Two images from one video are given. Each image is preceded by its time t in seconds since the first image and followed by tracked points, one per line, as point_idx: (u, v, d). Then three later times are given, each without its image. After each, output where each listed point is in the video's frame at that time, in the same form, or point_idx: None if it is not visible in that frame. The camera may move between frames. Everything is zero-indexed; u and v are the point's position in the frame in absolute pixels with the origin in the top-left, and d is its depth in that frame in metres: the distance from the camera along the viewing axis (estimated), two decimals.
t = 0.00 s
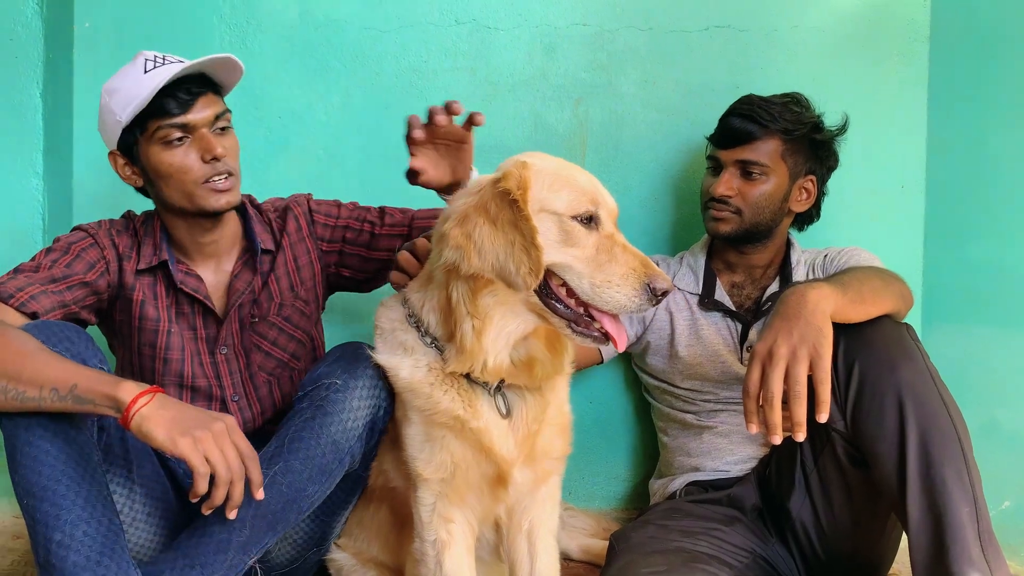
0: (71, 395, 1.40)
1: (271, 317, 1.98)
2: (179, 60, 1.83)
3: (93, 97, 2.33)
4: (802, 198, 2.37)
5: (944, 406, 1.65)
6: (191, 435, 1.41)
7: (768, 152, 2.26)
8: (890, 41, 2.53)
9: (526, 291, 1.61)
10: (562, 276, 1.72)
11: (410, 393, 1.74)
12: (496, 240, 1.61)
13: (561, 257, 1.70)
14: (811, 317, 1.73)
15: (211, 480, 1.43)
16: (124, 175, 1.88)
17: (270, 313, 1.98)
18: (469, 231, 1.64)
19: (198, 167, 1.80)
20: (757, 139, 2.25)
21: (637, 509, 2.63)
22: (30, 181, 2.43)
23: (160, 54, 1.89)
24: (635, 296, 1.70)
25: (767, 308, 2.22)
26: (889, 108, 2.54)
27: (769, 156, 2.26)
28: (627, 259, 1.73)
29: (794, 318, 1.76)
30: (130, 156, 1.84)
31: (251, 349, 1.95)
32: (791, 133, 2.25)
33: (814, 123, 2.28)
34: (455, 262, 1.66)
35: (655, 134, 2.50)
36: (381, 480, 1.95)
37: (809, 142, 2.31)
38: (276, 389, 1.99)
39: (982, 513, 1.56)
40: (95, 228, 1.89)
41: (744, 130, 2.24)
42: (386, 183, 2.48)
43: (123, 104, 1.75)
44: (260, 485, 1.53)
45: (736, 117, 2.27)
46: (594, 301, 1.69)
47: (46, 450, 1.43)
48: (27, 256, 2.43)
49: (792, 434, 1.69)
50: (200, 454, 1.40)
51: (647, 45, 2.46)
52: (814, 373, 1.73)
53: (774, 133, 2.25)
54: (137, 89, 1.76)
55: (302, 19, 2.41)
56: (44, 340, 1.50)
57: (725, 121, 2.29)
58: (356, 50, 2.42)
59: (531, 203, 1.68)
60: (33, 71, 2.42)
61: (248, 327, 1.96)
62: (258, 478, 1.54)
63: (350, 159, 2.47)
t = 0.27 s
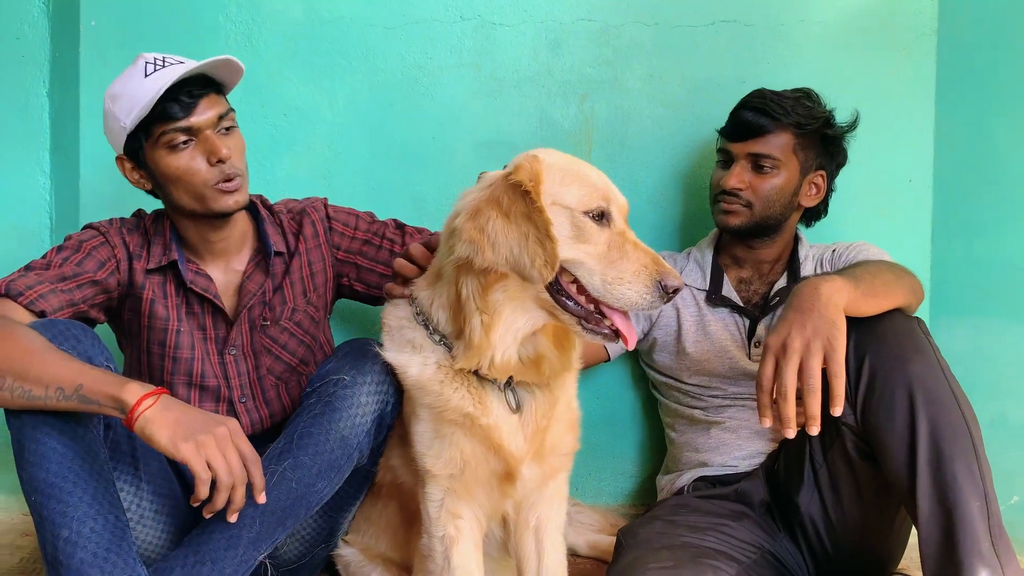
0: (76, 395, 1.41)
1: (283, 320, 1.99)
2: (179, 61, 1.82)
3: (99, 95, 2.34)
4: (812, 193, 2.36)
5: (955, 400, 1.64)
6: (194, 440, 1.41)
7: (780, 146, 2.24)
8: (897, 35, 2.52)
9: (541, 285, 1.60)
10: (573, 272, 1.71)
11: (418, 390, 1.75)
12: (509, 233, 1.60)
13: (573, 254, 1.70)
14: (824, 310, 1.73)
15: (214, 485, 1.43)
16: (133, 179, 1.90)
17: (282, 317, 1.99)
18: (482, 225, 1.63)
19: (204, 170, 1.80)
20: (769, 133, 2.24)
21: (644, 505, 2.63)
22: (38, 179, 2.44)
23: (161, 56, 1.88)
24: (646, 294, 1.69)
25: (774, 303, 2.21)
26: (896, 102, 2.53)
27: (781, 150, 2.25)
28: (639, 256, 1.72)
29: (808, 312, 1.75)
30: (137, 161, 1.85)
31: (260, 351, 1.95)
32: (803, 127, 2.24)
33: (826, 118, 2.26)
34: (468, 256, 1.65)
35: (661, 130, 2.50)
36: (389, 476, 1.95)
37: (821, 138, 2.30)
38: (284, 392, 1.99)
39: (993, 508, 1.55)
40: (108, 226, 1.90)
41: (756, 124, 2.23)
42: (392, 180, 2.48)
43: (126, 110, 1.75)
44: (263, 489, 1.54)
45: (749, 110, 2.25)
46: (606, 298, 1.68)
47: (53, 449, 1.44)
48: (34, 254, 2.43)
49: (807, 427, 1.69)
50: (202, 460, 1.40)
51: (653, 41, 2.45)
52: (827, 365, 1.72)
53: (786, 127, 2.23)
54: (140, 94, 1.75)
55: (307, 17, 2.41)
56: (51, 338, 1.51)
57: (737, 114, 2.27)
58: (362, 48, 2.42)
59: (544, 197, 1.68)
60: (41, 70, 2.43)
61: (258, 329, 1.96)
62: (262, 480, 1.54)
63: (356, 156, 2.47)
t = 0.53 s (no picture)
0: (79, 392, 1.41)
1: (289, 321, 1.99)
2: (199, 58, 1.83)
3: (101, 92, 2.33)
4: (814, 190, 2.36)
5: (957, 397, 1.64)
6: (194, 439, 1.41)
7: (784, 142, 2.24)
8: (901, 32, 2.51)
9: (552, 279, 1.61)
10: (581, 269, 1.72)
11: (424, 385, 1.75)
12: (520, 227, 1.61)
13: (582, 250, 1.71)
14: (826, 308, 1.73)
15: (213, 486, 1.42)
16: (145, 172, 1.89)
17: (289, 318, 2.00)
18: (491, 218, 1.63)
19: (218, 167, 1.80)
20: (773, 129, 2.24)
21: (646, 502, 2.63)
22: (40, 177, 2.44)
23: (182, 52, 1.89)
24: (655, 289, 1.69)
25: (776, 300, 2.21)
26: (899, 99, 2.52)
27: (785, 146, 2.25)
28: (647, 253, 1.73)
29: (809, 309, 1.75)
30: (150, 154, 1.85)
31: (266, 350, 1.95)
32: (807, 124, 2.24)
33: (830, 116, 2.26)
34: (478, 249, 1.65)
35: (663, 127, 2.49)
36: (391, 474, 1.95)
37: (824, 135, 2.30)
38: (288, 392, 2.00)
39: (994, 504, 1.55)
40: (116, 221, 1.90)
41: (760, 120, 2.23)
42: (394, 178, 2.48)
43: (144, 103, 1.76)
44: (263, 489, 1.53)
45: (753, 106, 2.25)
46: (616, 295, 1.69)
47: (58, 445, 1.44)
48: (37, 252, 2.44)
49: (808, 424, 1.69)
50: (201, 459, 1.40)
51: (656, 38, 2.45)
52: (828, 362, 1.72)
53: (790, 123, 2.24)
54: (158, 88, 1.77)
55: (309, 13, 2.41)
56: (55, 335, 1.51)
57: (742, 110, 2.27)
58: (364, 44, 2.42)
59: (554, 193, 1.69)
60: (42, 67, 2.42)
61: (265, 328, 1.96)
62: (263, 481, 1.54)
63: (358, 154, 2.47)
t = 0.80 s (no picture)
0: (85, 389, 1.41)
1: (294, 321, 1.99)
2: (198, 58, 1.83)
3: (102, 91, 2.33)
4: (817, 186, 2.35)
5: (960, 394, 1.64)
6: (199, 439, 1.41)
7: (786, 140, 2.24)
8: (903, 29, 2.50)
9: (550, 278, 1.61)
10: (578, 269, 1.72)
11: (424, 381, 1.74)
12: (520, 225, 1.61)
13: (579, 250, 1.71)
14: (828, 305, 1.73)
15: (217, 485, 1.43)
16: (147, 174, 1.90)
17: (293, 318, 1.99)
18: (491, 214, 1.63)
19: (218, 167, 1.80)
20: (775, 127, 2.23)
21: (648, 500, 2.63)
22: (42, 176, 2.44)
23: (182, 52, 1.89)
24: (652, 292, 1.69)
25: (778, 297, 2.21)
26: (901, 96, 2.52)
27: (786, 144, 2.24)
28: (645, 253, 1.72)
29: (811, 306, 1.75)
30: (152, 156, 1.85)
31: (270, 349, 1.95)
32: (808, 121, 2.24)
33: (831, 112, 2.26)
34: (477, 246, 1.64)
35: (665, 125, 2.49)
36: (392, 472, 1.95)
37: (825, 131, 2.29)
38: (290, 392, 2.00)
39: (997, 502, 1.55)
40: (122, 220, 1.90)
41: (761, 118, 2.23)
42: (395, 177, 2.48)
43: (144, 105, 1.76)
44: (266, 489, 1.53)
45: (754, 105, 2.24)
46: (613, 296, 1.69)
47: (62, 443, 1.44)
48: (39, 251, 2.44)
49: (808, 422, 1.69)
50: (207, 459, 1.41)
51: (657, 35, 2.45)
52: (829, 360, 1.72)
53: (791, 121, 2.23)
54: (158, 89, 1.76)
55: (310, 12, 2.41)
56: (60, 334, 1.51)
57: (743, 109, 2.27)
58: (364, 43, 2.42)
59: (554, 192, 1.69)
60: (44, 66, 2.43)
61: (269, 328, 1.96)
62: (266, 479, 1.54)
63: (359, 152, 2.47)
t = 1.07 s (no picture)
0: (88, 385, 1.41)
1: (292, 319, 1.99)
2: (218, 56, 1.83)
3: (103, 89, 2.33)
4: (819, 183, 2.35)
5: (961, 394, 1.64)
6: (203, 434, 1.41)
7: (788, 140, 2.23)
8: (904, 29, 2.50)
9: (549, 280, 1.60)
10: (578, 271, 1.71)
11: (424, 379, 1.75)
12: (521, 225, 1.60)
13: (579, 252, 1.71)
14: (829, 303, 1.73)
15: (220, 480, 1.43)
16: (154, 165, 1.88)
17: (291, 316, 1.99)
18: (492, 215, 1.64)
19: (229, 165, 1.81)
20: (776, 129, 2.23)
21: (649, 499, 2.63)
22: (43, 175, 2.44)
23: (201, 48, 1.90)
24: (651, 295, 1.69)
25: (779, 297, 2.21)
26: (902, 95, 2.52)
27: (788, 145, 2.23)
28: (645, 257, 1.72)
29: (812, 304, 1.75)
30: (161, 148, 1.84)
31: (269, 348, 1.96)
32: (808, 120, 2.23)
33: (829, 110, 2.24)
34: (477, 246, 1.65)
35: (666, 124, 2.49)
36: (393, 471, 1.95)
37: (824, 129, 2.28)
38: (291, 390, 2.00)
39: (998, 501, 1.55)
40: (121, 217, 1.90)
41: (761, 120, 2.22)
42: (396, 176, 2.48)
43: (161, 98, 1.76)
44: (269, 485, 1.54)
45: (753, 107, 2.24)
46: (611, 299, 1.68)
47: (63, 440, 1.44)
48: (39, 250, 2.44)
49: (809, 419, 1.69)
50: (211, 454, 1.41)
51: (658, 34, 2.45)
52: (831, 358, 1.72)
53: (792, 121, 2.22)
54: (176, 84, 1.76)
55: (310, 11, 2.41)
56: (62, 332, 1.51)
57: (742, 112, 2.26)
58: (365, 42, 2.42)
59: (556, 195, 1.68)
60: (45, 64, 2.42)
61: (268, 326, 1.96)
62: (269, 474, 1.54)
63: (360, 151, 2.47)
